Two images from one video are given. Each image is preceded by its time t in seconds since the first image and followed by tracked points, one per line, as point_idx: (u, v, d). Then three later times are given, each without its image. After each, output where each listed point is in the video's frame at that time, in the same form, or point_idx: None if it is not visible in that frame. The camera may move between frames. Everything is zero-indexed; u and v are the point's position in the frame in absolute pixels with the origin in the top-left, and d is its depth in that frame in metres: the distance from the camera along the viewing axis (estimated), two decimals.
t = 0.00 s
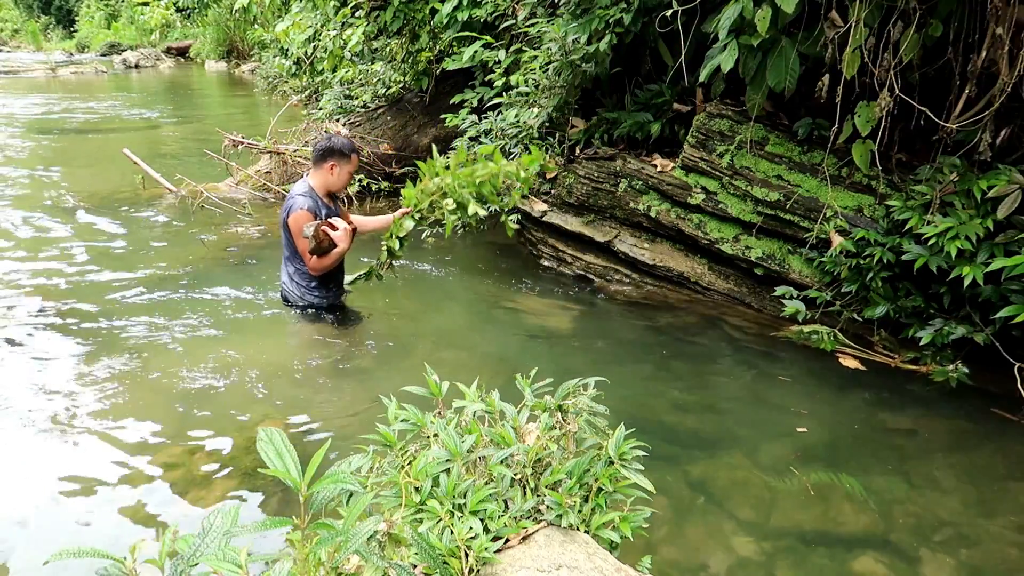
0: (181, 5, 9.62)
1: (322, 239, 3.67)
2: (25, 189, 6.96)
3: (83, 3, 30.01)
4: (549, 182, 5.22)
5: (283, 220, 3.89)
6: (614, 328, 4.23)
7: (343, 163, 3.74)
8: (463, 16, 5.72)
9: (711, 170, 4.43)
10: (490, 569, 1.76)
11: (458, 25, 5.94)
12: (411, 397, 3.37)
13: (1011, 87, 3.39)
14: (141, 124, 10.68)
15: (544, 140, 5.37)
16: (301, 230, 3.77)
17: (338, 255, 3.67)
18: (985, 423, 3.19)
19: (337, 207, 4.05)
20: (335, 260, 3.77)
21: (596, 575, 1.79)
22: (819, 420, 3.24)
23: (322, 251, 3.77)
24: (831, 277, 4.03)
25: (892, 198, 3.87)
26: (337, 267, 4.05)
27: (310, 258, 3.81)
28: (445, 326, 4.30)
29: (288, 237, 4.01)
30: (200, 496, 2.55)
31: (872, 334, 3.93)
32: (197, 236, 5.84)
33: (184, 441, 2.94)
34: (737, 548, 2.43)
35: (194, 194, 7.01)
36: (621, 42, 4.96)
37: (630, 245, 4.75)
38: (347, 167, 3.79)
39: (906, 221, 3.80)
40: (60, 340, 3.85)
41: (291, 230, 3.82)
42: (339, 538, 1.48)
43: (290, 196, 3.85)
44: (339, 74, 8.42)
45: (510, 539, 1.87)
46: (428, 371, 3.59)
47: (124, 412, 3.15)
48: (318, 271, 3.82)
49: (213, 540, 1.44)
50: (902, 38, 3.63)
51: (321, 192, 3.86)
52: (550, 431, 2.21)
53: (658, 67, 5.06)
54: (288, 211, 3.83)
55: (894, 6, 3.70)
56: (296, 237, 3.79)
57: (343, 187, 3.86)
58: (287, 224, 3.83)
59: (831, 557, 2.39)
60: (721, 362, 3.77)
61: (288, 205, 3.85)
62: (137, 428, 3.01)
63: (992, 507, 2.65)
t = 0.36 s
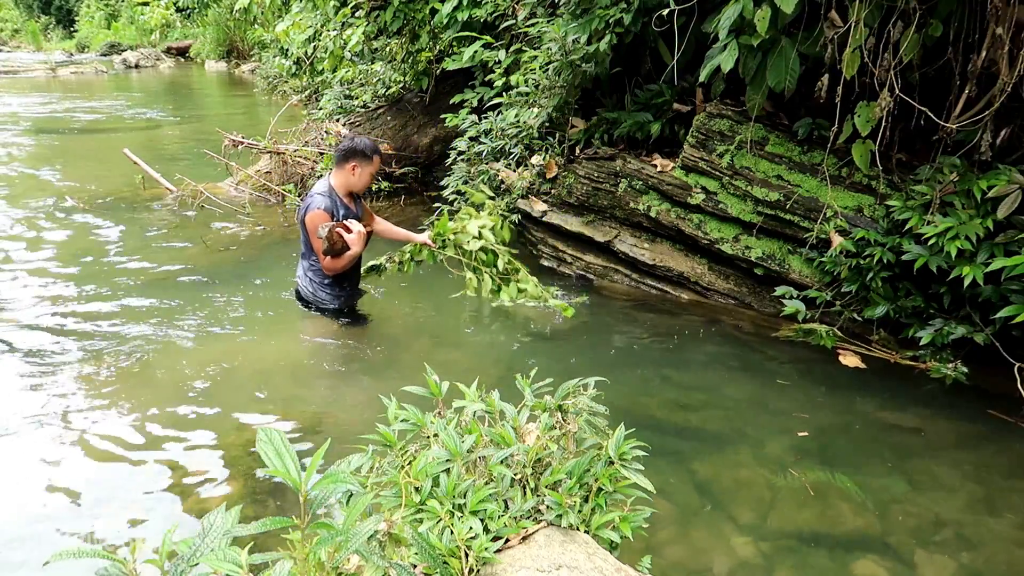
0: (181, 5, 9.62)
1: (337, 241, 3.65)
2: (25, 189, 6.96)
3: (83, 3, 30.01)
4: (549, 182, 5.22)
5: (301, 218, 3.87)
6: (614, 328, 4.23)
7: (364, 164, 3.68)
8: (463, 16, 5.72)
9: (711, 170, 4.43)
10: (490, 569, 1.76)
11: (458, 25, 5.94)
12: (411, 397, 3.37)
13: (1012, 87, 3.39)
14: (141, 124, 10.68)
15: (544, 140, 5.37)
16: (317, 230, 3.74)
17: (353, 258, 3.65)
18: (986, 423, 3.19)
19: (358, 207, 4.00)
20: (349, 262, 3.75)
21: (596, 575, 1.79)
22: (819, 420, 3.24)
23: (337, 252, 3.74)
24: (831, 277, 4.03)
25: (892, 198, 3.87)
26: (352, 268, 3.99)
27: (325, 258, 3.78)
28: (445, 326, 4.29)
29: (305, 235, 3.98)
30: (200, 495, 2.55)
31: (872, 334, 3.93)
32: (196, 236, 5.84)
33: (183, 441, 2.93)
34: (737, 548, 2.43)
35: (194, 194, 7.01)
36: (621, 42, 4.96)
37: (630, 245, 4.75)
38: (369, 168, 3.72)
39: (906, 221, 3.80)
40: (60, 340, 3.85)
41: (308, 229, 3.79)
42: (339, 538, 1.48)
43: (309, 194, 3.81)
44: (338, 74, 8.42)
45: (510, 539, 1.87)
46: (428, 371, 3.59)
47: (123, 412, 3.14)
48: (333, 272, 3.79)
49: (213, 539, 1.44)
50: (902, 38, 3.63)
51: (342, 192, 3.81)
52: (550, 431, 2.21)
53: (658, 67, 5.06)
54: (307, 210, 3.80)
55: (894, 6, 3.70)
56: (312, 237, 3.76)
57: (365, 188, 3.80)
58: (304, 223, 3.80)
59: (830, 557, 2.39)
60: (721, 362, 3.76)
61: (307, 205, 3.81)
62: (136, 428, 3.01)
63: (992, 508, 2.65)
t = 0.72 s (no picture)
0: (182, 5, 9.63)
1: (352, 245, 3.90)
2: (26, 189, 6.96)
3: (83, 3, 29.99)
4: (549, 182, 5.22)
5: (315, 220, 4.09)
6: (614, 328, 4.23)
7: (382, 169, 3.94)
8: (463, 16, 5.72)
9: (711, 170, 4.43)
10: (490, 569, 1.76)
11: (458, 25, 5.94)
12: (411, 396, 3.37)
13: (1011, 86, 3.40)
14: (140, 124, 10.68)
15: (544, 140, 5.37)
16: (330, 232, 3.97)
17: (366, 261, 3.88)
18: (986, 423, 3.19)
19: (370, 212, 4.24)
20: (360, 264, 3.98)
21: (596, 575, 1.79)
22: (819, 421, 3.24)
23: (349, 255, 3.98)
24: (831, 277, 4.03)
25: (892, 198, 3.87)
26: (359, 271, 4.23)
27: (337, 261, 4.01)
28: (445, 326, 4.30)
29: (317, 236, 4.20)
30: (201, 495, 2.56)
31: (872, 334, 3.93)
32: (196, 236, 5.85)
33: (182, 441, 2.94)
34: (737, 549, 2.42)
35: (194, 194, 7.02)
36: (621, 42, 4.96)
37: (630, 245, 4.75)
38: (386, 173, 3.98)
39: (906, 221, 3.80)
40: (60, 341, 3.86)
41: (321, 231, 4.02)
42: (339, 539, 1.49)
43: (324, 197, 4.07)
44: (339, 74, 8.43)
45: (510, 539, 1.87)
46: (428, 371, 3.59)
47: (123, 412, 3.15)
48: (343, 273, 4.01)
49: (212, 540, 1.45)
50: (902, 38, 3.63)
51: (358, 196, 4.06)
52: (550, 431, 2.21)
53: (658, 67, 5.06)
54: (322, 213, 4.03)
55: (894, 6, 3.70)
56: (325, 239, 3.98)
57: (380, 193, 4.05)
58: (319, 225, 4.02)
59: (830, 557, 2.39)
60: (720, 363, 3.76)
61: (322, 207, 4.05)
62: (137, 429, 3.02)
63: (992, 508, 2.65)
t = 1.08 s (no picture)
0: (182, 5, 9.63)
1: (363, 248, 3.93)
2: (26, 189, 6.96)
3: (83, 2, 29.98)
4: (549, 182, 5.22)
5: (323, 221, 4.11)
6: (614, 328, 4.23)
7: (394, 172, 3.99)
8: (463, 16, 5.72)
9: (711, 170, 4.43)
10: (490, 569, 1.76)
11: (458, 25, 5.94)
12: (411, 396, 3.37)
13: (1012, 86, 3.40)
14: (140, 124, 10.67)
15: (544, 140, 5.37)
16: (340, 234, 3.99)
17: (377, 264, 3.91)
18: (986, 423, 3.19)
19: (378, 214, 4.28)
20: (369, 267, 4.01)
21: (596, 575, 1.79)
22: (819, 421, 3.23)
23: (359, 257, 4.01)
24: (831, 277, 4.03)
25: (892, 198, 3.87)
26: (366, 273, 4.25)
27: (345, 263, 4.03)
28: (445, 326, 4.30)
29: (324, 237, 4.21)
30: (201, 495, 2.56)
31: (872, 334, 3.93)
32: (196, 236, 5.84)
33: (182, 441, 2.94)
34: (737, 549, 2.42)
35: (194, 194, 7.02)
36: (621, 42, 4.96)
37: (630, 245, 4.75)
38: (398, 176, 4.03)
39: (906, 221, 3.80)
40: (59, 341, 3.86)
41: (331, 232, 4.03)
42: (339, 538, 1.49)
43: (334, 198, 4.09)
44: (338, 74, 8.43)
45: (510, 539, 1.87)
46: (427, 371, 3.60)
47: (122, 412, 3.15)
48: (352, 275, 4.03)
49: (211, 540, 1.45)
50: (902, 38, 3.63)
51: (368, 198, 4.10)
52: (550, 431, 2.21)
53: (658, 67, 5.06)
54: (331, 213, 4.05)
55: (894, 6, 3.70)
56: (335, 240, 4.00)
57: (390, 195, 4.10)
58: (327, 226, 4.04)
59: (830, 558, 2.39)
60: (720, 363, 3.76)
61: (332, 208, 4.07)
62: (137, 430, 3.01)
63: (992, 508, 2.65)
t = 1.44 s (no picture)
0: (182, 5, 9.63)
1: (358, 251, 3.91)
2: (26, 189, 6.96)
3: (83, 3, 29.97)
4: (549, 182, 5.21)
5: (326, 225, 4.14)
6: (614, 328, 4.23)
7: (390, 174, 3.96)
8: (463, 16, 5.72)
9: (711, 170, 4.43)
10: (490, 569, 1.76)
11: (458, 26, 5.94)
12: (411, 396, 3.37)
13: (1012, 86, 3.39)
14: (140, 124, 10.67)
15: (544, 140, 5.37)
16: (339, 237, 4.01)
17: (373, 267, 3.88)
18: (986, 423, 3.19)
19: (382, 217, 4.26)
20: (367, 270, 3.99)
21: (596, 575, 1.79)
22: (819, 421, 3.23)
23: (357, 260, 4.00)
24: (831, 277, 4.03)
25: (892, 198, 3.87)
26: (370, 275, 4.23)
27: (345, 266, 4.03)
28: (445, 326, 4.30)
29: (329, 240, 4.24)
30: (200, 495, 2.56)
31: (872, 334, 3.93)
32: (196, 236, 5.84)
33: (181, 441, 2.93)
34: (737, 549, 2.42)
35: (194, 194, 7.02)
36: (621, 42, 4.96)
37: (630, 245, 4.75)
38: (395, 178, 4.00)
39: (906, 221, 3.80)
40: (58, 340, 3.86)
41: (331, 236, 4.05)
42: (339, 538, 1.48)
43: (336, 203, 4.12)
44: (339, 74, 8.44)
45: (510, 539, 1.87)
46: (427, 371, 3.60)
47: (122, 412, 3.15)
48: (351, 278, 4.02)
49: (212, 540, 1.45)
50: (902, 38, 3.63)
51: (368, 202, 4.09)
52: (550, 431, 2.21)
53: (658, 67, 5.06)
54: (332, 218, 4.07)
55: (894, 6, 3.70)
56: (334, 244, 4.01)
57: (389, 198, 4.07)
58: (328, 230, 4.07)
59: (831, 558, 2.39)
60: (720, 363, 3.76)
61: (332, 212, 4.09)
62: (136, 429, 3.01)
63: (992, 508, 2.65)
